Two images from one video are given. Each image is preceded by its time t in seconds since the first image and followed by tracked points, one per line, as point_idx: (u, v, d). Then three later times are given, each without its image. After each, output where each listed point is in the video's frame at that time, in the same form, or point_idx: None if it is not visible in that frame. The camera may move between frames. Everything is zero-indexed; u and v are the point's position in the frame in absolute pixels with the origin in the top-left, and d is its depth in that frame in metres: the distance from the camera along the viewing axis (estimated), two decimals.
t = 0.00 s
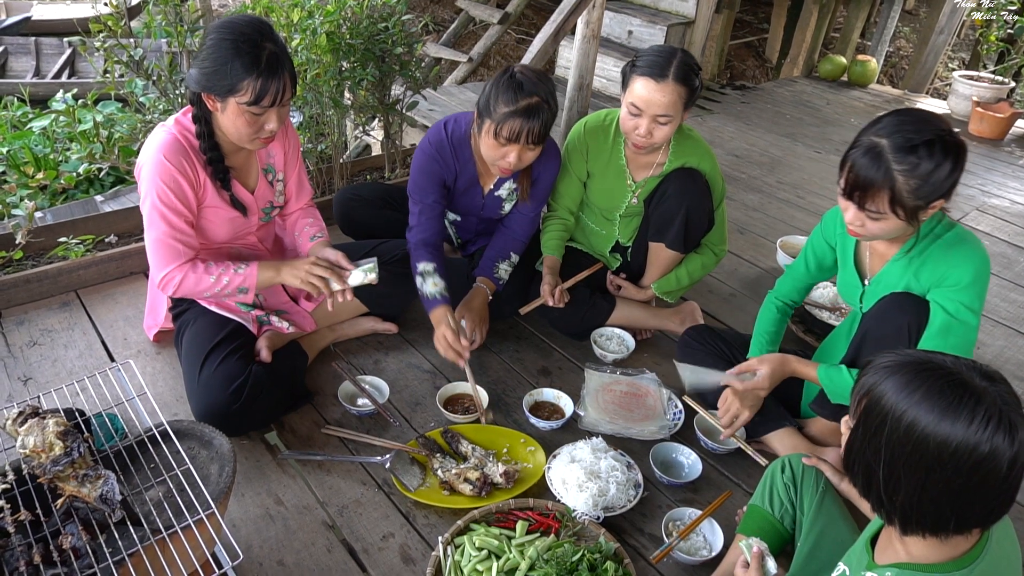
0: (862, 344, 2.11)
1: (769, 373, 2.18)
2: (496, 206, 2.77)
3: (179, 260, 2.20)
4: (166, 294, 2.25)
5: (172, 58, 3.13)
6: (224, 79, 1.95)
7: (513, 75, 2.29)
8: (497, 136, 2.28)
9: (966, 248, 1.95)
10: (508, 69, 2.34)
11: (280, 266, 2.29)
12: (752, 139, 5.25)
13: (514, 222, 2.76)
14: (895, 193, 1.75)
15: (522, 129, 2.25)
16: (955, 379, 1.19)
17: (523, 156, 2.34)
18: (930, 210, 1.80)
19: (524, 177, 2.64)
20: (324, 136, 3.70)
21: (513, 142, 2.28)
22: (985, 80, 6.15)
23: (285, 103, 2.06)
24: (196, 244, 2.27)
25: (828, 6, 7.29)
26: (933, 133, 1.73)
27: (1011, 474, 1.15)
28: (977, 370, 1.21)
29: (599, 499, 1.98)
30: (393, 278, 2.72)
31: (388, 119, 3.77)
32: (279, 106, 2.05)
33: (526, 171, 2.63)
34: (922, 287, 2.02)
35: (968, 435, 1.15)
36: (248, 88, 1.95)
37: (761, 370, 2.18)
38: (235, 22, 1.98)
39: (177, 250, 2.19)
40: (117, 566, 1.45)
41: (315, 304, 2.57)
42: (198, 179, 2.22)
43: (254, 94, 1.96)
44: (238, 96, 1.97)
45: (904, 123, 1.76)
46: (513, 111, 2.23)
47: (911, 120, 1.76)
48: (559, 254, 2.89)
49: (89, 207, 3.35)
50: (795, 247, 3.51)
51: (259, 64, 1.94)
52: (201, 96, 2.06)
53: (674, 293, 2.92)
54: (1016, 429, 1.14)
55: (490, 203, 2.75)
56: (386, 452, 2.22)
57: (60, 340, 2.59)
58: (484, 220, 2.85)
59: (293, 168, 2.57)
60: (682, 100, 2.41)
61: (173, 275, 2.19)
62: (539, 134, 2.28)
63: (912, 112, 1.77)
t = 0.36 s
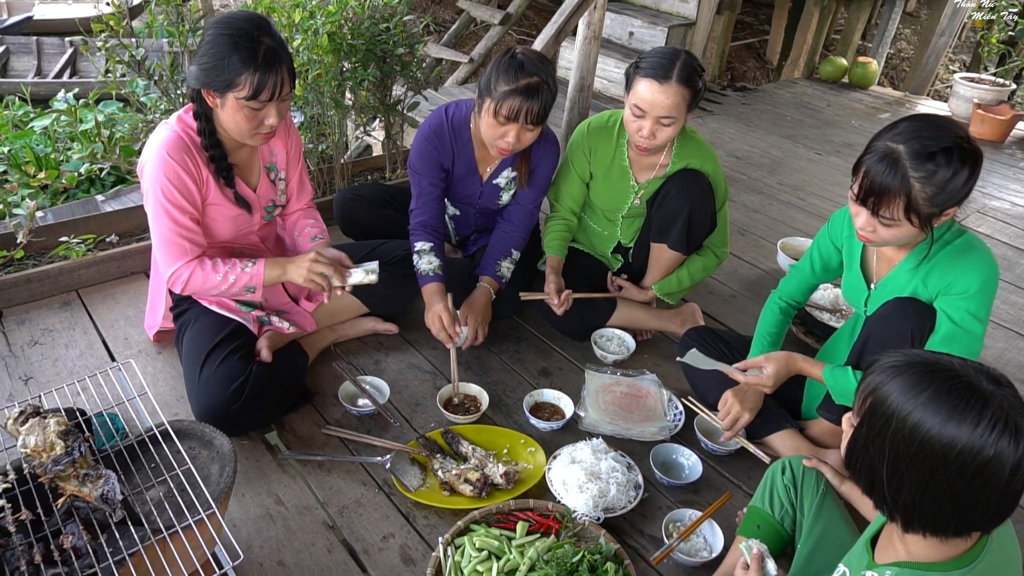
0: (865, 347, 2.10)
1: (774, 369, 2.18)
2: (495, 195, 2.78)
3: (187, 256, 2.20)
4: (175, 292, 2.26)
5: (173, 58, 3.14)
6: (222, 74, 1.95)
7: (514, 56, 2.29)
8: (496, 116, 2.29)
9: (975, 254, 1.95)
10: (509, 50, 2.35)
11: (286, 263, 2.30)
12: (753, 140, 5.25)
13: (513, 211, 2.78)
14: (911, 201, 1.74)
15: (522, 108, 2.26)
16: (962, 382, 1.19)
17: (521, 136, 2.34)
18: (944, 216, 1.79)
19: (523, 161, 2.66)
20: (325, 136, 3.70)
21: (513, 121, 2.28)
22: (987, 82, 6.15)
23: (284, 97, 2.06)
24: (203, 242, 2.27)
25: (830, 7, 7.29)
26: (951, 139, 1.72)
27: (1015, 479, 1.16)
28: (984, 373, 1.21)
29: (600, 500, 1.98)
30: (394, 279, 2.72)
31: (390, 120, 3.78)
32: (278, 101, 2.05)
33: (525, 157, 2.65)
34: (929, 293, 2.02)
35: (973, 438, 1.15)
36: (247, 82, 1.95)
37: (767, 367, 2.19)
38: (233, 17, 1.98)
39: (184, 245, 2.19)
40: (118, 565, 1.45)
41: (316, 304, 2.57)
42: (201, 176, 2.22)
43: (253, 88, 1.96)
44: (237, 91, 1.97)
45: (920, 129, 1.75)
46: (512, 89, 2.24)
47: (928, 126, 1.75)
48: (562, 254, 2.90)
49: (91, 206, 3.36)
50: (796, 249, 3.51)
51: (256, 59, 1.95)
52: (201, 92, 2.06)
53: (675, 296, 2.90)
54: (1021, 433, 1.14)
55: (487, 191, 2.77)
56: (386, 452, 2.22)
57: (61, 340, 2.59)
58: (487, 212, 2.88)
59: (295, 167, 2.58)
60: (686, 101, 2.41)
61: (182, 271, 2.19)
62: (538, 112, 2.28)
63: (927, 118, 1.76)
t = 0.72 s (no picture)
0: (846, 359, 2.13)
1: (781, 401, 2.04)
2: (494, 193, 2.78)
3: (182, 256, 2.20)
4: (170, 291, 2.26)
5: (173, 59, 3.14)
6: (227, 77, 1.95)
7: (516, 53, 2.29)
8: (498, 113, 2.29)
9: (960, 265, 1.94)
10: (511, 48, 2.35)
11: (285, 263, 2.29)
12: (752, 141, 5.25)
13: (513, 211, 2.79)
14: (901, 209, 1.71)
15: (524, 105, 2.25)
16: (961, 386, 1.19)
17: (522, 133, 2.34)
18: (931, 225, 1.77)
19: (523, 160, 2.66)
20: (324, 136, 3.70)
21: (514, 118, 2.28)
22: (986, 83, 6.15)
23: (287, 100, 2.06)
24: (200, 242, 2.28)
25: (829, 9, 7.30)
26: (941, 146, 1.68)
27: (1015, 481, 1.15)
28: (983, 377, 1.20)
29: (598, 502, 1.98)
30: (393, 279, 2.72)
31: (389, 120, 3.78)
32: (281, 104, 2.05)
33: (524, 155, 2.66)
34: (914, 304, 2.01)
35: (972, 441, 1.15)
36: (251, 86, 1.95)
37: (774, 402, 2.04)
38: (238, 19, 1.98)
39: (180, 244, 2.19)
40: (116, 567, 1.45)
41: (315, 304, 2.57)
42: (200, 177, 2.22)
43: (257, 91, 1.96)
44: (241, 94, 1.97)
45: (909, 135, 1.71)
46: (514, 87, 2.24)
47: (916, 132, 1.72)
48: (560, 256, 2.89)
49: (90, 206, 3.36)
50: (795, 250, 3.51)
51: (262, 62, 1.95)
52: (205, 93, 2.06)
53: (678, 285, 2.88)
54: (1021, 436, 1.14)
55: (487, 189, 2.76)
56: (385, 453, 2.22)
57: (59, 340, 2.59)
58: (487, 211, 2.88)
59: (295, 169, 2.57)
60: (686, 102, 2.41)
61: (177, 271, 2.20)
62: (539, 110, 2.28)
63: (914, 123, 1.73)
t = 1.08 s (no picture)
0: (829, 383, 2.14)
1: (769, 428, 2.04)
2: (488, 194, 2.78)
3: (173, 257, 2.21)
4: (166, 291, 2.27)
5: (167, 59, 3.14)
6: (224, 82, 1.95)
7: (512, 54, 2.29)
8: (494, 114, 2.29)
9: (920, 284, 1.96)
10: (507, 49, 2.35)
11: (269, 266, 2.26)
12: (748, 142, 5.27)
13: (505, 211, 2.78)
14: (843, 235, 1.66)
15: (519, 106, 2.26)
16: (945, 385, 1.20)
17: (518, 134, 2.35)
18: (875, 250, 1.73)
19: (518, 160, 2.67)
20: (319, 137, 3.70)
21: (510, 119, 2.29)
22: (980, 84, 6.18)
23: (284, 105, 2.06)
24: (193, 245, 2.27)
25: (824, 10, 7.32)
26: (879, 170, 1.66)
27: (1002, 478, 1.16)
28: (967, 375, 1.22)
29: (593, 502, 1.99)
30: (388, 279, 2.73)
31: (384, 121, 3.78)
32: (278, 108, 2.05)
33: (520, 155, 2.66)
34: (883, 323, 2.02)
35: (959, 440, 1.15)
36: (248, 91, 1.95)
37: (759, 428, 2.05)
38: (236, 24, 1.98)
39: (171, 245, 2.20)
40: (109, 568, 1.45)
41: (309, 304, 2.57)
42: (195, 180, 2.22)
43: (254, 97, 1.96)
44: (237, 99, 1.97)
45: (847, 160, 1.69)
46: (508, 88, 2.24)
47: (854, 156, 1.69)
48: (557, 253, 2.90)
49: (84, 207, 3.35)
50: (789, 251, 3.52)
51: (259, 68, 1.94)
52: (201, 96, 2.06)
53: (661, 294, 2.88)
54: (1006, 433, 1.15)
55: (481, 190, 2.77)
56: (380, 454, 2.22)
57: (53, 341, 2.58)
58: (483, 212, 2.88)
59: (290, 171, 2.57)
60: (678, 103, 2.42)
61: (168, 272, 2.21)
62: (534, 111, 2.29)
63: (853, 148, 1.70)
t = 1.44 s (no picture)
0: (822, 395, 2.10)
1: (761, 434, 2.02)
2: (485, 190, 2.79)
3: (172, 256, 2.20)
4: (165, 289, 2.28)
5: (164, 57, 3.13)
6: (220, 81, 1.94)
7: (508, 51, 2.30)
8: (489, 110, 2.29)
9: (891, 282, 1.97)
10: (503, 45, 2.35)
11: (269, 258, 2.29)
12: (744, 141, 5.28)
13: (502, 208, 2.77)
14: (806, 257, 1.67)
15: (515, 103, 2.26)
16: (938, 380, 1.21)
17: (514, 131, 2.35)
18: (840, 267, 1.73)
19: (515, 157, 2.67)
20: (316, 136, 3.70)
21: (505, 116, 2.29)
22: (975, 83, 6.20)
23: (282, 103, 2.06)
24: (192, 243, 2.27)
25: (820, 9, 7.34)
26: (831, 190, 1.67)
27: (996, 472, 1.17)
28: (959, 370, 1.23)
29: (591, 499, 2.03)
30: (385, 277, 2.73)
31: (381, 119, 3.78)
32: (276, 106, 2.05)
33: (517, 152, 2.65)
34: (867, 327, 2.04)
35: (954, 434, 1.16)
36: (246, 89, 1.95)
37: (751, 435, 2.02)
38: (232, 22, 1.97)
39: (170, 244, 2.20)
40: (107, 566, 1.44)
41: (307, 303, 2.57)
42: (193, 179, 2.21)
43: (252, 95, 1.96)
44: (235, 97, 1.97)
45: (800, 182, 1.70)
46: (504, 85, 2.24)
47: (806, 178, 1.70)
48: (555, 251, 2.90)
49: (80, 206, 3.34)
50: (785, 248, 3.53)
51: (255, 66, 1.94)
52: (199, 96, 2.06)
53: (657, 292, 2.89)
54: (999, 427, 1.16)
55: (478, 186, 2.77)
56: (378, 452, 2.22)
57: (50, 340, 2.57)
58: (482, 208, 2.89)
59: (287, 169, 2.56)
60: (672, 100, 2.42)
61: (169, 271, 2.21)
62: (530, 107, 2.29)
63: (805, 170, 1.71)
